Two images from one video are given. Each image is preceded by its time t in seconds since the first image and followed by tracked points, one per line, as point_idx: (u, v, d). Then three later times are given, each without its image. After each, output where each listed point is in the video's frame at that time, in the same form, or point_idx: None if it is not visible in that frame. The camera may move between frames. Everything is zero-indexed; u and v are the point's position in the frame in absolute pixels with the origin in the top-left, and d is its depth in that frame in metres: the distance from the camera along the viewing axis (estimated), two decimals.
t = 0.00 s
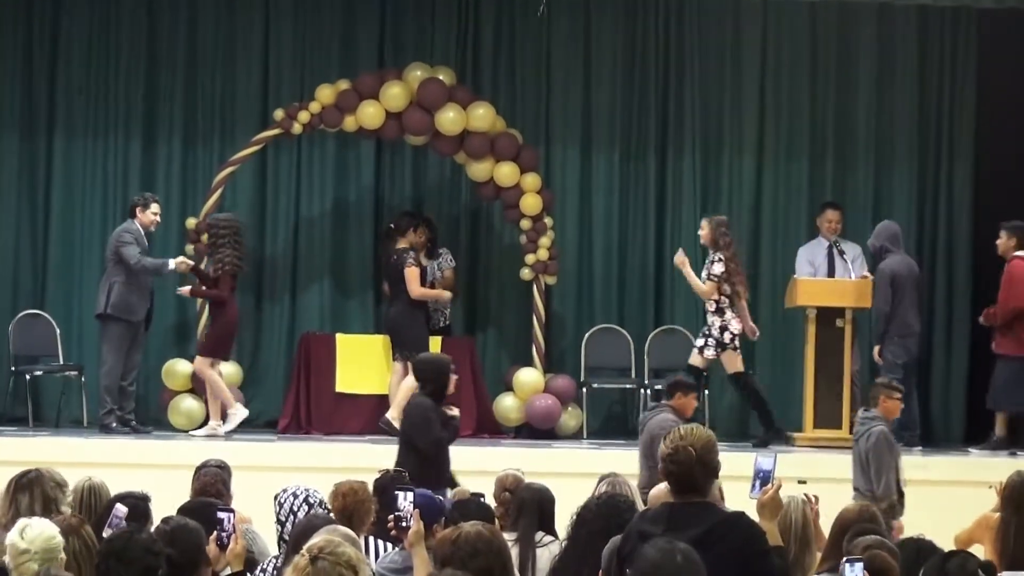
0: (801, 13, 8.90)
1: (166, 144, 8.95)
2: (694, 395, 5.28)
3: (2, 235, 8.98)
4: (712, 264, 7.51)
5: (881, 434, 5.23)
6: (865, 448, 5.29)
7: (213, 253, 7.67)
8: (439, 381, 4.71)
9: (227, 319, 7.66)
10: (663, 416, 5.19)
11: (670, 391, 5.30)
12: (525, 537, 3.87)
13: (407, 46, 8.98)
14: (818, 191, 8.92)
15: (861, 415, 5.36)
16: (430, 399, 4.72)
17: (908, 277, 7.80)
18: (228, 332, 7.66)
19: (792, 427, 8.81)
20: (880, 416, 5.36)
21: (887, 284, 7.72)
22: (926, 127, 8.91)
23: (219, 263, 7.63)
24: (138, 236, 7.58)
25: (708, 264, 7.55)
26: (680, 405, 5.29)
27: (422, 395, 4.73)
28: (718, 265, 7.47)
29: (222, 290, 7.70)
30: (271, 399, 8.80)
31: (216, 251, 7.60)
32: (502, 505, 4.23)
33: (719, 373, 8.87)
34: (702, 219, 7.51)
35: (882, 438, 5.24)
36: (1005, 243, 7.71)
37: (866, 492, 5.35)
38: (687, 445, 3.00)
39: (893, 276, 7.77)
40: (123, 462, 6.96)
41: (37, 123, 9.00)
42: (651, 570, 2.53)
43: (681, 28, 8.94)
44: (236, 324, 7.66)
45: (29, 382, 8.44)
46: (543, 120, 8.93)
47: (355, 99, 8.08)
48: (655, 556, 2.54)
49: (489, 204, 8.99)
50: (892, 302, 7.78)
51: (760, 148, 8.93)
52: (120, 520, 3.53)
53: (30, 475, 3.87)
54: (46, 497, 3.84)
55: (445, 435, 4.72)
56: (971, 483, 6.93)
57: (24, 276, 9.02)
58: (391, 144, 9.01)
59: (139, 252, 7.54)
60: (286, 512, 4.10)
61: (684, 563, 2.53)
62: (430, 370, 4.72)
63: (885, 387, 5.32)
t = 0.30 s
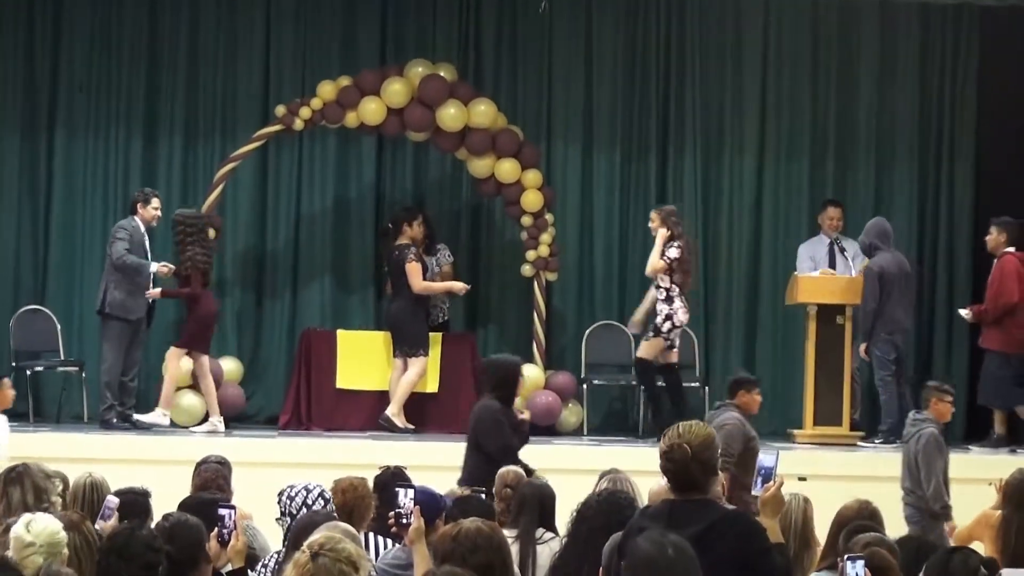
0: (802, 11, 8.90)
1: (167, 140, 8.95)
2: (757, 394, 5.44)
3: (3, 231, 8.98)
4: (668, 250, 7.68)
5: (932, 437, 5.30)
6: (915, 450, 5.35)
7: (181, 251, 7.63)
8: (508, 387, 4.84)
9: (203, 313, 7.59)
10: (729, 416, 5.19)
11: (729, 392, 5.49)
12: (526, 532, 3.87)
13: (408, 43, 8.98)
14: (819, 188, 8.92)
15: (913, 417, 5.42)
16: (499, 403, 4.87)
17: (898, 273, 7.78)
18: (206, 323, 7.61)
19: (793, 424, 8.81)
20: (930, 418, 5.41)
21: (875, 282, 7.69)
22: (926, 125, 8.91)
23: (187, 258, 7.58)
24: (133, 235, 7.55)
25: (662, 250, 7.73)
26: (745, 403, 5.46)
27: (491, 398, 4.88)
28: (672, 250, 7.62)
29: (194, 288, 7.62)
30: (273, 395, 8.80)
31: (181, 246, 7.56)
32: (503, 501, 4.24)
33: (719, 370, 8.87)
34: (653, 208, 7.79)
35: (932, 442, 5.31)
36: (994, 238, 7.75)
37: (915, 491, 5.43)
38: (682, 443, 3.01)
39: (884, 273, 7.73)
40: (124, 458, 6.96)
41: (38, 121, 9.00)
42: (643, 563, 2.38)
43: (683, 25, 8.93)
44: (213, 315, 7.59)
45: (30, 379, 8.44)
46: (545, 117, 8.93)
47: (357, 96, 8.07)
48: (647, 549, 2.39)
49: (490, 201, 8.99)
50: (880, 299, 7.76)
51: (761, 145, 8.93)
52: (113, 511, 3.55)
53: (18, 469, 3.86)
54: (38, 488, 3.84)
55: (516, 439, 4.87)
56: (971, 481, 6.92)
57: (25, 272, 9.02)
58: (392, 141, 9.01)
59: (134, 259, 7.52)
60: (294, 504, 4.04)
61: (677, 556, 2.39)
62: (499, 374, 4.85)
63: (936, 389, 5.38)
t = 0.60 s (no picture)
0: (808, 5, 8.85)
1: (173, 135, 8.96)
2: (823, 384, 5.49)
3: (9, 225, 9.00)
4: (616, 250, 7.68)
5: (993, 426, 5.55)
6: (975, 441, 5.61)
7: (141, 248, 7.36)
8: (582, 380, 4.85)
9: (167, 310, 7.44)
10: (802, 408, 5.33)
11: (795, 382, 5.50)
12: (533, 525, 3.86)
13: (413, 38, 8.97)
14: (825, 182, 8.89)
15: (972, 408, 5.68)
16: (571, 396, 4.90)
17: (891, 267, 7.49)
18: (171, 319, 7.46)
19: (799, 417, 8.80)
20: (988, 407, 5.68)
21: (867, 277, 7.38)
22: (933, 118, 8.84)
23: (154, 257, 7.35)
24: (129, 233, 7.51)
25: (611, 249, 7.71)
26: (812, 394, 5.49)
27: (563, 390, 4.90)
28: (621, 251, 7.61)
29: (152, 285, 7.43)
30: (278, 389, 8.81)
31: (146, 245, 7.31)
32: (510, 496, 4.24)
33: (725, 364, 8.86)
34: (603, 204, 7.70)
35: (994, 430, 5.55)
36: (992, 233, 7.60)
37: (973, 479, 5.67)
38: (686, 438, 3.02)
39: (875, 269, 7.43)
40: (130, 453, 6.97)
41: (45, 116, 9.01)
42: (645, 557, 2.36)
43: (688, 18, 8.91)
44: (178, 310, 7.47)
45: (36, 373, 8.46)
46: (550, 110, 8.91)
47: (362, 90, 8.05)
48: (650, 543, 2.37)
49: (495, 195, 8.98)
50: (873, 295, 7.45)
51: (767, 139, 8.90)
52: (107, 503, 3.82)
53: (11, 464, 3.82)
54: (34, 482, 3.81)
55: (588, 431, 4.88)
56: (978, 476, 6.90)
57: (31, 266, 9.04)
58: (398, 135, 9.00)
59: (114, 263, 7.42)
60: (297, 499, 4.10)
61: (678, 550, 2.37)
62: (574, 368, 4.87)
63: (992, 380, 5.60)
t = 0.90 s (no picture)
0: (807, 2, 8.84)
1: (172, 133, 8.96)
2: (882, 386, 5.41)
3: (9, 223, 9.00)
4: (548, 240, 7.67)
5: None
6: None
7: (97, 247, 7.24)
8: (647, 375, 4.99)
9: (125, 306, 7.38)
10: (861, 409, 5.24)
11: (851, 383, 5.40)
12: (534, 522, 3.87)
13: (412, 36, 8.97)
14: (825, 178, 8.89)
15: None
16: (640, 391, 5.00)
17: (876, 262, 7.34)
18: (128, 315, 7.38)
19: (799, 412, 8.81)
20: None
21: (849, 272, 7.29)
22: (933, 114, 8.83)
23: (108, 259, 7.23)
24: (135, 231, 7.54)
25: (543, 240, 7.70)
26: (869, 394, 5.42)
27: (632, 386, 5.02)
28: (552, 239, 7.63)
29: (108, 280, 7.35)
30: (278, 386, 8.81)
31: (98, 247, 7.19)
32: (511, 493, 4.24)
33: (725, 360, 8.86)
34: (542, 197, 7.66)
35: None
36: (982, 229, 7.66)
37: None
38: (683, 434, 3.03)
39: (857, 263, 7.30)
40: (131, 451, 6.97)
41: (44, 115, 9.01)
42: (648, 554, 2.33)
43: (687, 15, 8.90)
44: (135, 306, 7.39)
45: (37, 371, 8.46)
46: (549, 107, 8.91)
47: (361, 88, 8.05)
48: (653, 540, 2.35)
49: (495, 192, 8.98)
50: (856, 288, 7.34)
51: (767, 135, 8.90)
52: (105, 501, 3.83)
53: (7, 463, 3.80)
54: (29, 480, 3.79)
55: (657, 423, 5.00)
56: (979, 471, 6.90)
57: (32, 265, 9.04)
58: (397, 133, 9.00)
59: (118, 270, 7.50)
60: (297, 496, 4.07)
61: (683, 547, 2.34)
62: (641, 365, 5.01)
63: None
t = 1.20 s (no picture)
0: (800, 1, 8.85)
1: (166, 134, 8.95)
2: (931, 381, 5.30)
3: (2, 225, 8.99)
4: (491, 241, 7.62)
5: None
6: None
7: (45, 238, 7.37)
8: (706, 380, 4.39)
9: (57, 306, 7.34)
10: (906, 405, 5.21)
11: (901, 378, 5.36)
12: (528, 524, 3.87)
13: (406, 36, 8.97)
14: (819, 178, 8.89)
15: None
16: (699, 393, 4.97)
17: (859, 263, 7.33)
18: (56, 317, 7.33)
19: (794, 412, 8.81)
20: None
21: (828, 270, 7.34)
22: (926, 113, 8.85)
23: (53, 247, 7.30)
24: (118, 234, 7.49)
25: (484, 241, 7.65)
26: (918, 391, 5.32)
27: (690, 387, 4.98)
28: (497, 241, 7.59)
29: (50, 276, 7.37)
30: (272, 387, 8.81)
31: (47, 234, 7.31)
32: (505, 492, 4.25)
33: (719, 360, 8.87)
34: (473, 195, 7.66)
35: None
36: (965, 228, 7.65)
37: None
38: (679, 433, 3.02)
39: (838, 262, 7.32)
40: (125, 452, 6.96)
41: (37, 117, 9.00)
42: (653, 554, 2.33)
43: (681, 16, 8.91)
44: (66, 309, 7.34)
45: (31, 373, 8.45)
46: (543, 107, 8.92)
47: (355, 89, 8.05)
48: (658, 541, 2.35)
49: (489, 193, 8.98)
50: (835, 287, 7.38)
51: (760, 134, 8.91)
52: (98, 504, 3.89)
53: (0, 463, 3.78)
54: (23, 481, 3.76)
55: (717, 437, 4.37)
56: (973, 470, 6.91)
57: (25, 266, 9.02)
58: (391, 133, 8.99)
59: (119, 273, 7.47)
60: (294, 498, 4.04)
61: (687, 549, 2.35)
62: (698, 370, 4.44)
63: None
